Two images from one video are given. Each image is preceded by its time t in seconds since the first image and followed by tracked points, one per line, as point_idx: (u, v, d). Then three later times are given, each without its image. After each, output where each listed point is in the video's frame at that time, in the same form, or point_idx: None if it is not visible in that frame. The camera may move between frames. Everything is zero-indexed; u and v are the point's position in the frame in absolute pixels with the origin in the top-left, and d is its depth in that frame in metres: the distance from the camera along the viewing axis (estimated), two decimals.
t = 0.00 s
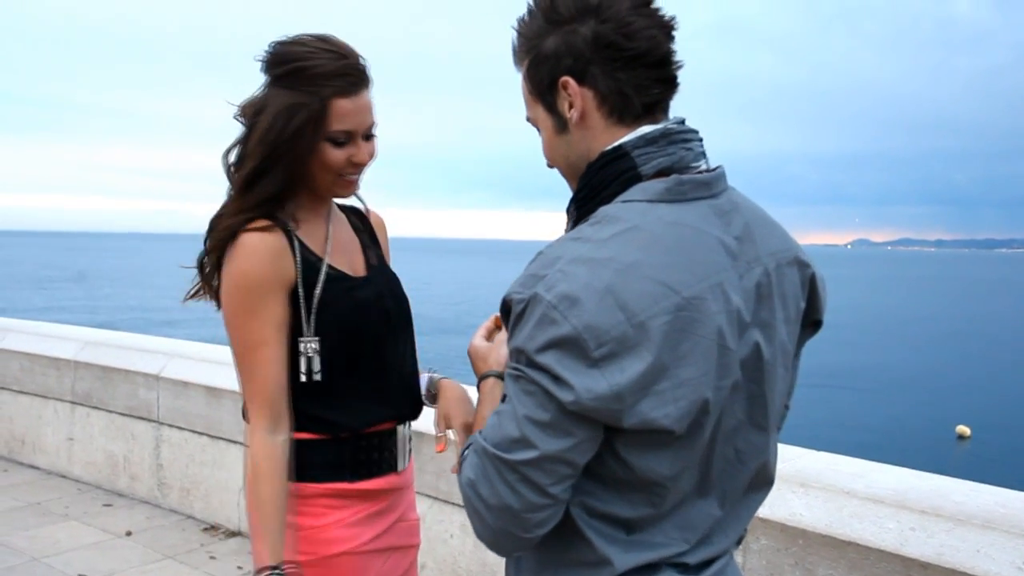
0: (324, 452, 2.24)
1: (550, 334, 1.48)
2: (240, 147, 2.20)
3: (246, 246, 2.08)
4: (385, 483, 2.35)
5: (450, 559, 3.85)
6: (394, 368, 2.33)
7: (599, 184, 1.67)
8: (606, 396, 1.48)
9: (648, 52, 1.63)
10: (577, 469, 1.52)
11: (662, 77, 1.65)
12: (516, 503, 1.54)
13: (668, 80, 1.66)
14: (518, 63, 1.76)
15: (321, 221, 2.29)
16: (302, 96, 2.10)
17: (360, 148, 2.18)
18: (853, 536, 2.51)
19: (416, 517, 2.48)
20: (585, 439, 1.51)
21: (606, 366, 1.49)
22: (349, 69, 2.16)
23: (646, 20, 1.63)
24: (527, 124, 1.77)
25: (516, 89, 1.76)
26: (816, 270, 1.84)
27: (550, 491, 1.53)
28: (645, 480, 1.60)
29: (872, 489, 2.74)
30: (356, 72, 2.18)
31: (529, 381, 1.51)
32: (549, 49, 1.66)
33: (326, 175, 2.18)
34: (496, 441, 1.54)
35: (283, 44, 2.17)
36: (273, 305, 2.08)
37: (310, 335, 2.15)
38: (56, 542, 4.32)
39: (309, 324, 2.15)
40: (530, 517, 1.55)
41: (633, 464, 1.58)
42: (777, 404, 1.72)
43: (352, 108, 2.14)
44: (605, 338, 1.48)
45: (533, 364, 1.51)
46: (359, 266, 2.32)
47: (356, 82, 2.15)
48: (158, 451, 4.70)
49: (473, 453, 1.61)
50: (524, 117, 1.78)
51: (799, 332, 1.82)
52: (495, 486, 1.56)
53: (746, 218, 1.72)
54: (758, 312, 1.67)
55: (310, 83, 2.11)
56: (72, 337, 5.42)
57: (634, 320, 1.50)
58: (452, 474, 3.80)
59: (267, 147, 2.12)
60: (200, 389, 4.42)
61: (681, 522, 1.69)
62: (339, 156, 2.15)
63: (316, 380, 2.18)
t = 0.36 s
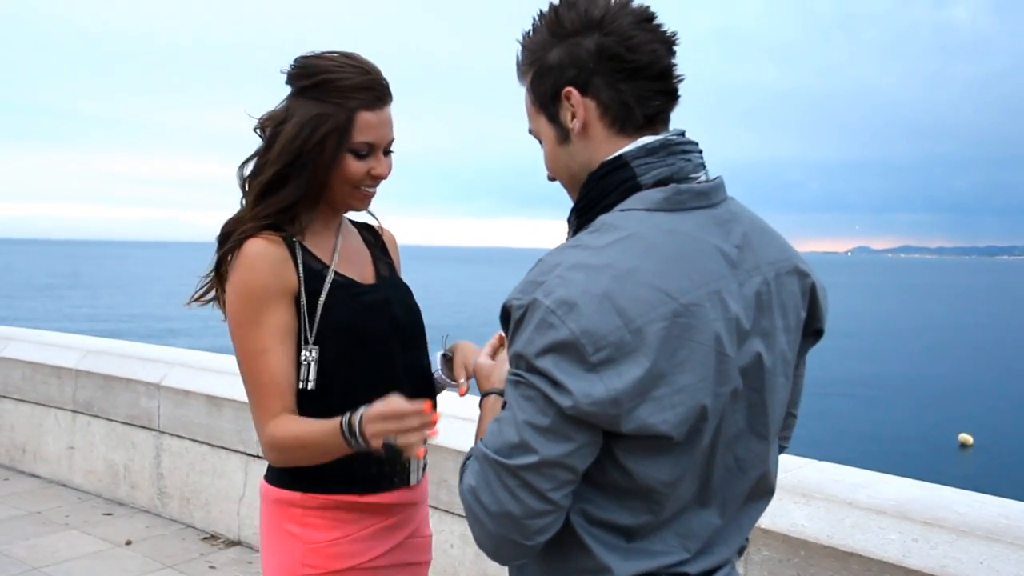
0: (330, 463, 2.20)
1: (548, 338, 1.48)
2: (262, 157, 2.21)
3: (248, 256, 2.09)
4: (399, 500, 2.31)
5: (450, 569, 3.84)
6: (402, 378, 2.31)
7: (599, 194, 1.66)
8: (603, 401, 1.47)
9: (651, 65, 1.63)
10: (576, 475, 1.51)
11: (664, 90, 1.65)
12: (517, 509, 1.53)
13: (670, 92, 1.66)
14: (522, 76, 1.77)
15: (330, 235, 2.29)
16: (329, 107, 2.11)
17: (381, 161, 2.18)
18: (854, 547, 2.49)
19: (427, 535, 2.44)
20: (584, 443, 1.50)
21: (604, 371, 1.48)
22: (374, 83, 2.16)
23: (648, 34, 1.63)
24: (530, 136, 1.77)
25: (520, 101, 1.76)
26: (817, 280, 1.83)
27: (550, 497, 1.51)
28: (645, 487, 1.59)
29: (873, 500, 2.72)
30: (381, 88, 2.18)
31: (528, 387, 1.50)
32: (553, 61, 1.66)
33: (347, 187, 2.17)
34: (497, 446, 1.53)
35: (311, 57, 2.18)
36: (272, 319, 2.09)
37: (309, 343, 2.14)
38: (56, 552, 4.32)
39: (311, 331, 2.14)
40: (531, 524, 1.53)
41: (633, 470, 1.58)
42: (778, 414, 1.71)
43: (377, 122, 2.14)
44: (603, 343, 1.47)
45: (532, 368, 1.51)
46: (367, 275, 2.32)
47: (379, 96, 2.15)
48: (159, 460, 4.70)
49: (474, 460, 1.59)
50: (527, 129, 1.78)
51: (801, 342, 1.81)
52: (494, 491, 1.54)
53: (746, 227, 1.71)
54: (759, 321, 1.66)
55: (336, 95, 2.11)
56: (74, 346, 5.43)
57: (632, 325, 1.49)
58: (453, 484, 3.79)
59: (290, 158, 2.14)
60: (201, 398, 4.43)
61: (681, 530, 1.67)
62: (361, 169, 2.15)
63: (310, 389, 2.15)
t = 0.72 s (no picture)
0: (335, 474, 2.21)
1: (552, 344, 1.48)
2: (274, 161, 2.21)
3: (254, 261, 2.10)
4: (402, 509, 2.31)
5: None
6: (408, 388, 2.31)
7: (603, 204, 1.68)
8: (609, 408, 1.48)
9: (655, 76, 1.65)
10: (584, 483, 1.52)
11: (668, 101, 1.67)
12: (524, 519, 1.53)
13: (674, 104, 1.68)
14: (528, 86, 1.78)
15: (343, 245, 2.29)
16: (346, 117, 2.11)
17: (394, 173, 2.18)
18: (851, 554, 2.50)
19: (428, 544, 2.45)
20: (592, 450, 1.51)
21: (609, 378, 1.49)
22: (393, 97, 2.17)
23: (654, 46, 1.65)
24: (535, 146, 1.79)
25: (526, 111, 1.78)
26: (818, 291, 1.85)
27: (559, 505, 1.52)
28: (649, 497, 1.60)
29: (870, 508, 2.73)
30: (399, 103, 2.19)
31: (535, 395, 1.51)
32: (559, 71, 1.68)
33: (358, 197, 2.17)
34: (505, 455, 1.53)
35: (330, 66, 2.19)
36: (291, 319, 2.10)
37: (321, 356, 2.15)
38: (53, 557, 4.31)
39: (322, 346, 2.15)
40: (539, 534, 1.54)
41: (637, 479, 1.59)
42: (779, 423, 1.72)
43: (393, 134, 2.15)
44: (607, 349, 1.48)
45: (537, 376, 1.52)
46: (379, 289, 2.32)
47: (397, 110, 2.16)
48: (156, 466, 4.69)
49: (480, 471, 1.60)
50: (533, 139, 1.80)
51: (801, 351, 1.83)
52: (502, 501, 1.55)
53: (747, 237, 1.73)
54: (760, 331, 1.67)
55: (354, 105, 2.12)
56: (71, 351, 5.42)
57: (636, 332, 1.50)
58: (450, 490, 3.79)
59: (303, 165, 2.13)
60: (199, 404, 4.42)
61: (682, 539, 1.69)
62: (374, 179, 2.15)
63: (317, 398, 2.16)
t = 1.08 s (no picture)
0: (341, 483, 2.21)
1: (560, 353, 1.50)
2: (294, 161, 2.19)
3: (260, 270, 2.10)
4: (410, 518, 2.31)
5: None
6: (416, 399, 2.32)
7: (609, 210, 1.73)
8: (617, 419, 1.49)
9: (658, 82, 1.70)
10: (592, 494, 1.53)
11: (671, 107, 1.72)
12: (532, 529, 1.54)
13: (677, 110, 1.73)
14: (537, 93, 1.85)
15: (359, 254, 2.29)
16: (373, 132, 2.11)
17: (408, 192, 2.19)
18: (851, 562, 2.51)
19: (433, 555, 2.44)
20: (601, 461, 1.52)
21: (616, 387, 1.51)
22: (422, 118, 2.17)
23: (657, 52, 1.70)
24: (542, 152, 1.86)
25: (534, 117, 1.85)
26: (821, 301, 1.93)
27: (567, 516, 1.53)
28: (656, 507, 1.62)
29: (869, 514, 2.73)
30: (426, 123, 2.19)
31: (543, 405, 1.53)
32: (564, 78, 1.75)
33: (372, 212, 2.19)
34: (512, 466, 1.54)
35: (363, 75, 2.17)
36: (303, 324, 2.11)
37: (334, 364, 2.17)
38: (52, 564, 4.31)
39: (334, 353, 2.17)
40: (547, 545, 1.54)
41: (642, 490, 1.60)
42: (784, 433, 1.75)
43: (415, 155, 2.15)
44: (614, 358, 1.50)
45: (546, 386, 1.54)
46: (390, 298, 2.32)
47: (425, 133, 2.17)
48: (155, 472, 4.69)
49: (486, 480, 1.61)
50: (541, 145, 1.87)
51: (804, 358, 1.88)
52: (510, 512, 1.55)
53: (748, 249, 1.77)
54: (763, 341, 1.72)
55: (381, 120, 2.11)
56: (71, 357, 5.43)
57: (642, 341, 1.52)
58: (449, 497, 3.80)
59: (327, 175, 2.12)
60: (198, 410, 4.43)
61: (685, 549, 1.70)
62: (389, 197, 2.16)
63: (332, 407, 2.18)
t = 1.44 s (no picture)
0: (336, 491, 2.20)
1: (564, 359, 1.51)
2: (317, 165, 2.17)
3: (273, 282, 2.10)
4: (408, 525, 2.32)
5: None
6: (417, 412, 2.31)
7: (614, 218, 1.75)
8: (620, 426, 1.50)
9: (669, 92, 1.74)
10: (591, 500, 1.54)
11: (681, 117, 1.76)
12: (530, 534, 1.55)
13: (687, 120, 1.77)
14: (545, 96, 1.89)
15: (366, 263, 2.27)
16: (400, 141, 2.09)
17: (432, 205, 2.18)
18: (852, 570, 2.50)
19: (432, 562, 2.44)
20: (602, 468, 1.53)
21: (619, 394, 1.51)
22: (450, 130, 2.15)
23: (670, 62, 1.75)
24: (548, 155, 1.89)
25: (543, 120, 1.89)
26: (827, 311, 1.94)
27: (566, 522, 1.54)
28: (659, 515, 1.63)
29: (868, 522, 2.72)
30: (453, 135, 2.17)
31: (545, 410, 1.53)
32: (575, 83, 1.79)
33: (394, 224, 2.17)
34: (512, 470, 1.54)
35: (393, 83, 2.15)
36: (302, 343, 2.10)
37: (331, 386, 2.14)
38: (49, 570, 4.30)
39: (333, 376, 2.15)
40: (546, 549, 1.55)
41: (645, 496, 1.61)
42: (789, 442, 1.77)
43: (441, 167, 2.14)
44: (618, 364, 1.51)
45: (549, 392, 1.54)
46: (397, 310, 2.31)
47: (451, 145, 2.15)
48: (153, 478, 4.68)
49: (485, 484, 1.61)
50: (546, 149, 1.91)
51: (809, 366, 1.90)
52: (509, 518, 1.56)
53: (753, 258, 1.79)
54: (768, 350, 1.74)
55: (409, 129, 2.10)
56: (70, 363, 5.42)
57: (646, 348, 1.53)
58: (448, 503, 3.78)
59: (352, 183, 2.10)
60: (197, 416, 4.42)
61: (688, 558, 1.72)
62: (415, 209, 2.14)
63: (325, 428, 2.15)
